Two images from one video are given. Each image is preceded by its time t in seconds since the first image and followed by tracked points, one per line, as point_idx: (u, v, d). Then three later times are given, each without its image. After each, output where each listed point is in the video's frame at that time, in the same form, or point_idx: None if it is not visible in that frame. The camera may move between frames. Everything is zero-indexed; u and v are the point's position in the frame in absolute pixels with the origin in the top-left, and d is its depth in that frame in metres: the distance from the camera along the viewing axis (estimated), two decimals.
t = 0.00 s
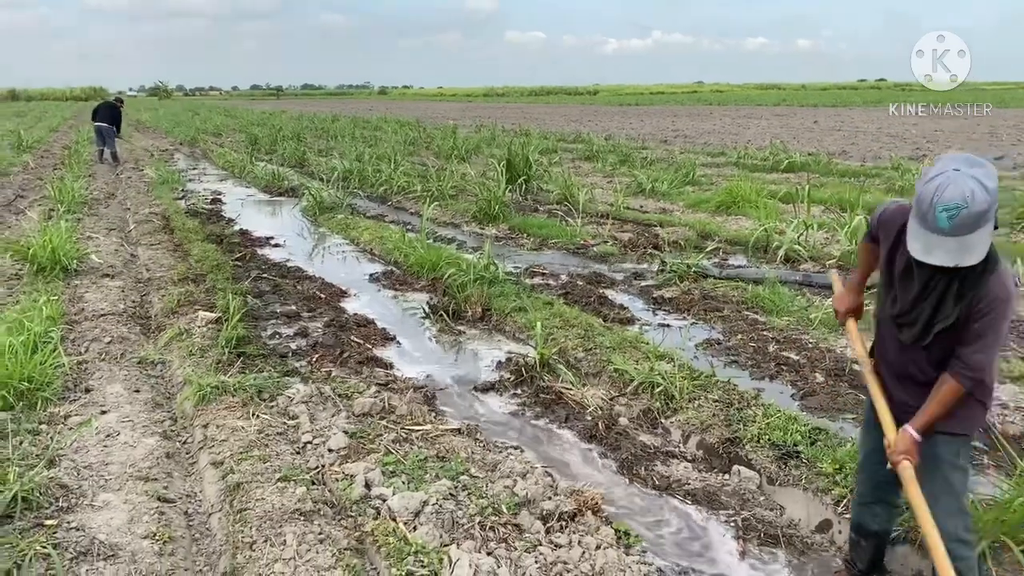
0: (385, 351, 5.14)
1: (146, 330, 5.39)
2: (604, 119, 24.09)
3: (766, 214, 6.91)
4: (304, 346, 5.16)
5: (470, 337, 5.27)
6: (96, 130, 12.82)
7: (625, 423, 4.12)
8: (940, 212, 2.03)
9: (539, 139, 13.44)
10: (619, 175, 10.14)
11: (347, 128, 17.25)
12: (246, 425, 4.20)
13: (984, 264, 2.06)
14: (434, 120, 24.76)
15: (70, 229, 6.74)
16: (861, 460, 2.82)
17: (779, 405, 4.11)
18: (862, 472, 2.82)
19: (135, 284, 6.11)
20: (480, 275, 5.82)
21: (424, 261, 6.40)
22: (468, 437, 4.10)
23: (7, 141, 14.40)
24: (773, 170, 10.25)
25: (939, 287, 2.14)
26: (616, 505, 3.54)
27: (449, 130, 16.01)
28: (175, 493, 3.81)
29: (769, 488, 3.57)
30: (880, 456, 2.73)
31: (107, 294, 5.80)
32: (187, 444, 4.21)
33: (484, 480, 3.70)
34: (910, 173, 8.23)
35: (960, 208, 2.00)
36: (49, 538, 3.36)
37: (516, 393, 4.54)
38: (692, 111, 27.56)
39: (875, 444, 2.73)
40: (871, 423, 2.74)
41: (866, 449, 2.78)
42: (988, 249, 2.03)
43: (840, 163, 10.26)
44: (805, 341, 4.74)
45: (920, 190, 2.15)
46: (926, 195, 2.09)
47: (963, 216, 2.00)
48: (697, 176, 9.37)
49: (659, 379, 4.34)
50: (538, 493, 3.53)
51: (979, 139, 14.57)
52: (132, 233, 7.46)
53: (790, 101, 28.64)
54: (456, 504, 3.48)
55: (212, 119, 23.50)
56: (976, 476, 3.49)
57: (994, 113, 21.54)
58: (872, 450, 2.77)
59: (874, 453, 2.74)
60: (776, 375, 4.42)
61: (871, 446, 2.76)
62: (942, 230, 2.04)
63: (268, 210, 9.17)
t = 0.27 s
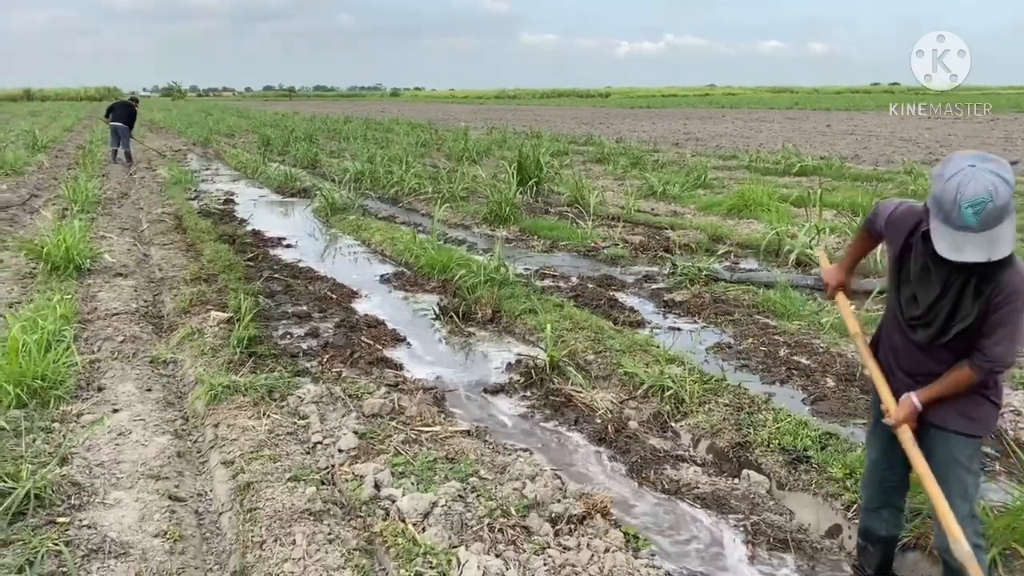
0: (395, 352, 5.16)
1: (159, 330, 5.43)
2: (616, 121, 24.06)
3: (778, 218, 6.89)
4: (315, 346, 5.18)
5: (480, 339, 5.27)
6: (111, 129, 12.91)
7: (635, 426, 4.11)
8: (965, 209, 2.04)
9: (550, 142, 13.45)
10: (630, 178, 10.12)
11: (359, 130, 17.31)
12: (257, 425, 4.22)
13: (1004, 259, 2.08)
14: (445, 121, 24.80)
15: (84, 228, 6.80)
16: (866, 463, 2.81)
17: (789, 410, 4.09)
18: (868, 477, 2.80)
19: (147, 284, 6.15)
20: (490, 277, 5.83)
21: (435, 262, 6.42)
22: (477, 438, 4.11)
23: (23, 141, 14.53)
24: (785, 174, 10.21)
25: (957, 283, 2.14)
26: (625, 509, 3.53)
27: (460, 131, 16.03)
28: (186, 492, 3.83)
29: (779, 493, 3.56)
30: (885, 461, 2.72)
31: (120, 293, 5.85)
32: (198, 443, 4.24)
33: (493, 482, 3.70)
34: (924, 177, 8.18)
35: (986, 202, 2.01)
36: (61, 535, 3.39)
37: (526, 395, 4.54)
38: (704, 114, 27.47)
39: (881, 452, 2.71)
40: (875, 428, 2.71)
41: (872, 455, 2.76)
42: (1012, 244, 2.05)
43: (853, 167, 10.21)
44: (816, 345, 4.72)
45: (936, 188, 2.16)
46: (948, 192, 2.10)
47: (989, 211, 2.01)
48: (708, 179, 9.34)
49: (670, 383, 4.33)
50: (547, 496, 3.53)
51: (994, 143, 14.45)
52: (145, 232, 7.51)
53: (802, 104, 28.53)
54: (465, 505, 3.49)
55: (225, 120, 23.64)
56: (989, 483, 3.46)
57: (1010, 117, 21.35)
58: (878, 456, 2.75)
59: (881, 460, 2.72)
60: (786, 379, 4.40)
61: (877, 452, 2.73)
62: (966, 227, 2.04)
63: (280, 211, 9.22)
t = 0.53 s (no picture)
0: (407, 353, 5.16)
1: (173, 328, 5.47)
2: (630, 124, 24.03)
3: (793, 222, 6.85)
4: (328, 346, 5.20)
5: (493, 341, 5.27)
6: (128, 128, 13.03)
7: (647, 430, 4.09)
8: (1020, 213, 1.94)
9: (564, 144, 13.45)
10: (645, 181, 10.10)
11: (374, 131, 17.38)
12: (270, 424, 4.24)
13: None
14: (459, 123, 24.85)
15: (101, 227, 6.86)
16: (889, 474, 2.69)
17: (804, 415, 4.06)
18: (890, 487, 2.70)
19: (163, 282, 6.20)
20: (503, 279, 5.83)
21: (448, 264, 6.42)
22: (489, 440, 4.10)
23: (42, 139, 14.69)
24: (801, 178, 10.15)
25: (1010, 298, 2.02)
26: (636, 513, 3.51)
27: (475, 133, 16.06)
28: (199, 490, 3.86)
29: (791, 499, 3.53)
30: (911, 473, 2.61)
31: (136, 292, 5.90)
32: (211, 442, 4.26)
33: (504, 484, 3.69)
34: (942, 182, 8.10)
35: None
36: (75, 531, 3.41)
37: (538, 398, 4.53)
38: (719, 117, 27.38)
39: (907, 463, 2.61)
40: (903, 440, 2.59)
41: (897, 467, 2.65)
42: None
43: (870, 172, 10.14)
44: (831, 351, 4.68)
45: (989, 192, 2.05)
46: (1003, 200, 1.98)
47: None
48: (724, 183, 9.31)
49: (683, 387, 4.31)
50: (559, 499, 3.52)
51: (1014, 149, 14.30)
52: (161, 231, 7.57)
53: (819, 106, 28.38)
54: (476, 507, 3.49)
55: (241, 120, 23.82)
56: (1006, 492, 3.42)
57: None
58: (903, 467, 2.63)
59: (907, 472, 2.62)
60: (801, 385, 4.37)
61: (902, 464, 2.63)
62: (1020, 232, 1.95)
63: (295, 211, 9.27)
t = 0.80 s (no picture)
0: (421, 354, 5.17)
1: (190, 326, 5.50)
2: (645, 126, 23.99)
3: (810, 226, 6.81)
4: (342, 346, 5.22)
5: (506, 342, 5.27)
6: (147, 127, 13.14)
7: (661, 434, 4.08)
8: None
9: (580, 146, 13.44)
10: (660, 183, 10.08)
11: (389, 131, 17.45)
12: (285, 422, 4.26)
13: None
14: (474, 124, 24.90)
15: (118, 225, 6.92)
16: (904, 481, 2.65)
17: (819, 421, 4.04)
18: (905, 494, 2.66)
19: (179, 281, 6.24)
20: (518, 280, 5.83)
21: (463, 265, 6.43)
22: (501, 441, 4.10)
23: (61, 137, 14.84)
24: (818, 182, 10.09)
25: None
26: (649, 516, 3.50)
27: (491, 134, 16.08)
28: (213, 487, 3.88)
29: (806, 504, 3.51)
30: (927, 480, 2.56)
31: (152, 289, 5.94)
32: (225, 439, 4.28)
33: (517, 486, 3.69)
34: (962, 188, 8.03)
35: None
36: (90, 527, 3.44)
37: (551, 399, 4.53)
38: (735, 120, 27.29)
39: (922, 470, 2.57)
40: (917, 447, 2.55)
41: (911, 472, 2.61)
42: None
43: (888, 176, 10.07)
44: (847, 356, 4.65)
45: None
46: None
47: None
48: (740, 186, 9.27)
49: (698, 391, 4.30)
50: (572, 501, 3.52)
51: None
52: (177, 229, 7.63)
53: (836, 110, 28.18)
54: (489, 508, 3.49)
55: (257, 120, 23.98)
56: None
57: None
58: (918, 473, 2.59)
59: (922, 478, 2.57)
60: (816, 390, 4.34)
61: (918, 470, 2.58)
62: None
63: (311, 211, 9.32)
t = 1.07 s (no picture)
0: (435, 353, 5.19)
1: (205, 322, 5.54)
2: (660, 127, 23.94)
3: (826, 229, 6.78)
4: (356, 344, 5.24)
5: (520, 342, 5.28)
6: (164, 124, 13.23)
7: (675, 436, 4.08)
8: None
9: (595, 147, 13.42)
10: (675, 185, 10.05)
11: (404, 130, 17.48)
12: (299, 419, 4.29)
13: None
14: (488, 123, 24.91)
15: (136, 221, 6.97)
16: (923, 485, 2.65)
17: (834, 425, 4.02)
18: (923, 498, 2.65)
19: (195, 277, 6.29)
20: (532, 280, 5.84)
21: (477, 264, 6.45)
22: (515, 442, 4.11)
23: (80, 133, 14.97)
24: (834, 185, 10.04)
25: None
26: (663, 519, 3.50)
27: (505, 134, 16.08)
28: (227, 483, 3.91)
29: (820, 509, 3.50)
30: (946, 484, 2.56)
31: (169, 286, 5.99)
32: (240, 435, 4.32)
33: (530, 486, 3.71)
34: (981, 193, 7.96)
35: None
36: (106, 521, 3.48)
37: (564, 400, 4.53)
38: (750, 121, 27.17)
39: (941, 473, 2.57)
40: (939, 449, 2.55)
41: (931, 475, 2.61)
42: None
43: (906, 180, 9.99)
44: (862, 360, 4.63)
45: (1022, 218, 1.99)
46: None
47: None
48: (756, 189, 9.24)
49: (712, 393, 4.29)
50: (585, 503, 3.53)
51: None
52: (194, 226, 7.68)
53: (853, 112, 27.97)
54: (502, 509, 3.50)
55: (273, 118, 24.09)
56: None
57: None
58: (938, 478, 2.59)
59: (940, 481, 2.57)
60: (831, 394, 4.32)
61: (937, 473, 2.58)
62: None
63: (326, 209, 9.35)
